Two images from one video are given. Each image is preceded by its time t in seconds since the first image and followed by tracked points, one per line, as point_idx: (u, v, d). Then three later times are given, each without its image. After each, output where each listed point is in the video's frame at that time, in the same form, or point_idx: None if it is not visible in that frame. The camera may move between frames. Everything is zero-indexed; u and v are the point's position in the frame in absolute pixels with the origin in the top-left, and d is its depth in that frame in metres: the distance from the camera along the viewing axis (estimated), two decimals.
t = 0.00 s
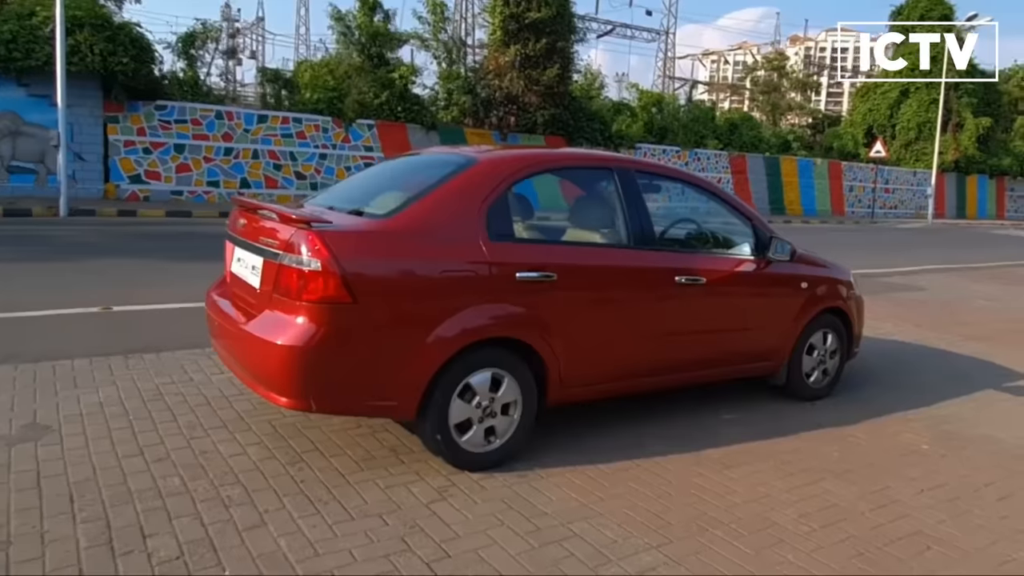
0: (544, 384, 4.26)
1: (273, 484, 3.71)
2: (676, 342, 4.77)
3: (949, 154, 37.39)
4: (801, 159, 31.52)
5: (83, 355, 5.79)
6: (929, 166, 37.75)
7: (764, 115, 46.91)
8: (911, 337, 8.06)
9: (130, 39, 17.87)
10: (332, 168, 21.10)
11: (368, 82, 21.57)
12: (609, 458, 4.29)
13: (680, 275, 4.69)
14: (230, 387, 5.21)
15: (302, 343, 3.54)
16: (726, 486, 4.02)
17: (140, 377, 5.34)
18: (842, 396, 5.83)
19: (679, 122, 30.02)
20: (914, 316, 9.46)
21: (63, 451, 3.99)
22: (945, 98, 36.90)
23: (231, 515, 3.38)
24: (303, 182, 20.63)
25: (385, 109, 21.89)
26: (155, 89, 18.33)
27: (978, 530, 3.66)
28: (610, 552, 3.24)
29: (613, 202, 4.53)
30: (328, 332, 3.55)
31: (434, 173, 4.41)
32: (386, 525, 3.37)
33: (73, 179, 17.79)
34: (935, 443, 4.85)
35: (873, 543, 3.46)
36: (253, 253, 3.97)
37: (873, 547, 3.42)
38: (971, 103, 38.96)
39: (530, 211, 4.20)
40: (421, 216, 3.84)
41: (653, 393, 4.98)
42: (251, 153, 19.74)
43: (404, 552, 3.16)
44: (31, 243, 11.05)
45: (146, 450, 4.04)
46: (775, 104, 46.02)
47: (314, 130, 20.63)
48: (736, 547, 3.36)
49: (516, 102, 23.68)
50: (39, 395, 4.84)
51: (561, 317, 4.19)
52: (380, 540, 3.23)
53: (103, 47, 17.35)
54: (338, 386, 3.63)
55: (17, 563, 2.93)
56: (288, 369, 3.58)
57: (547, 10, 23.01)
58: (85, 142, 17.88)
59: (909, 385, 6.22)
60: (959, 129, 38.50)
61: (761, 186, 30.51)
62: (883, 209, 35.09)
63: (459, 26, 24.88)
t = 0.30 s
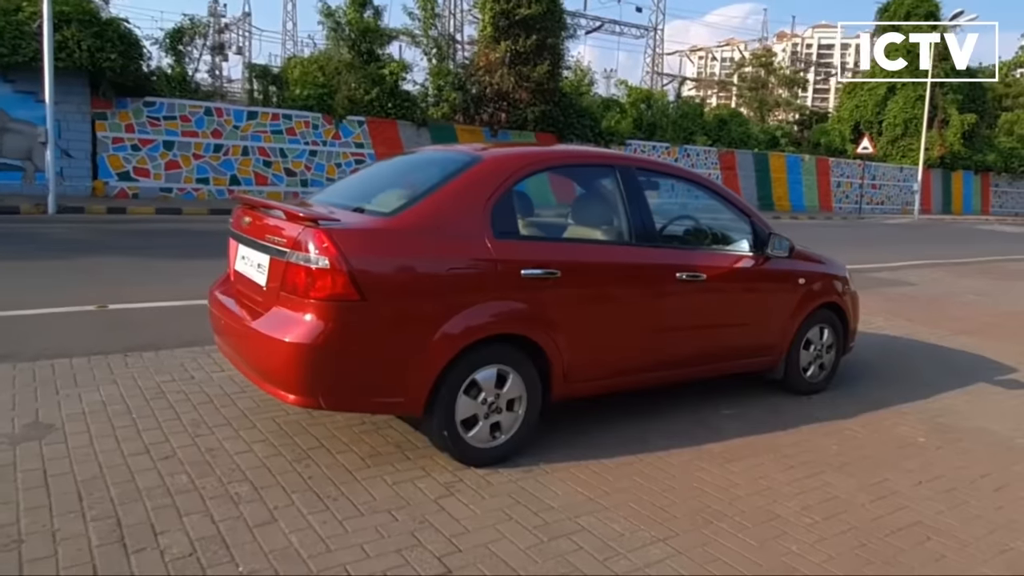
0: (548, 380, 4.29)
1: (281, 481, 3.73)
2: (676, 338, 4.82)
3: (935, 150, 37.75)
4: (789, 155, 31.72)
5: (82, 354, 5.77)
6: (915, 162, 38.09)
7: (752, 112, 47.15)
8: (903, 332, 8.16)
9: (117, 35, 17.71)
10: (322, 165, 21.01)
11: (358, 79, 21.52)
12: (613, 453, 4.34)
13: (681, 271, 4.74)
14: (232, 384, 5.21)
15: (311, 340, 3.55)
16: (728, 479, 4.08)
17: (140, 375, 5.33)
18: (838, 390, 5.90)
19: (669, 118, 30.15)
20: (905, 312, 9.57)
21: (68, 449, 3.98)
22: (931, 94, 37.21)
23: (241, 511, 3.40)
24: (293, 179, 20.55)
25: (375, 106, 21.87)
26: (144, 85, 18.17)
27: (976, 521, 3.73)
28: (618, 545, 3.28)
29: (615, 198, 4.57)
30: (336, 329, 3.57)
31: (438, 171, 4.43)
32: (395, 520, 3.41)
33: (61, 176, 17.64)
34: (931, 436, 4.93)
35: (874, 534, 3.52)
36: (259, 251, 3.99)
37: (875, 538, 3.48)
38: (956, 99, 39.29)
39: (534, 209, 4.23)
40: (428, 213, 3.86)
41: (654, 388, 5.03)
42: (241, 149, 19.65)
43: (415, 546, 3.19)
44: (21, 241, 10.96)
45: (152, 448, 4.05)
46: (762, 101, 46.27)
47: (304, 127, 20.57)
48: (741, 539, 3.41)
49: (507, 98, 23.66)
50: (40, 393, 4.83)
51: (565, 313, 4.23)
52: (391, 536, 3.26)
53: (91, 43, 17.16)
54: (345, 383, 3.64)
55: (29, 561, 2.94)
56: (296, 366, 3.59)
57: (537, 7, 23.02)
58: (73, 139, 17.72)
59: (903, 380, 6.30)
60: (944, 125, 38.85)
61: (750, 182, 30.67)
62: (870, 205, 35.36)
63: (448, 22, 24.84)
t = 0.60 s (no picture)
0: (551, 378, 4.29)
1: (284, 480, 3.71)
2: (678, 336, 4.82)
3: (923, 148, 38.02)
4: (780, 154, 31.84)
5: (78, 353, 5.71)
6: (904, 161, 38.34)
7: (742, 110, 47.33)
8: (897, 330, 8.20)
9: (107, 31, 17.55)
10: (314, 162, 20.92)
11: (350, 75, 21.44)
12: (616, 451, 4.34)
13: (682, 270, 4.74)
14: (231, 383, 5.17)
15: (315, 339, 3.52)
16: (731, 477, 4.09)
17: (137, 374, 5.28)
18: (836, 388, 5.93)
19: (660, 117, 30.23)
20: (899, 309, 9.63)
21: (67, 449, 3.94)
22: (920, 93, 37.42)
23: (246, 511, 3.38)
24: (285, 176, 20.44)
25: (367, 103, 21.82)
26: (134, 82, 18.02)
27: (978, 517, 3.76)
28: (625, 544, 3.28)
29: (617, 197, 4.57)
30: (341, 328, 3.54)
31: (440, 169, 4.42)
32: (401, 520, 3.39)
33: (50, 173, 17.48)
34: (929, 433, 4.96)
35: (878, 531, 3.53)
36: (260, 249, 3.95)
37: (880, 535, 3.49)
38: (945, 98, 39.54)
39: (537, 206, 4.22)
40: (431, 211, 3.84)
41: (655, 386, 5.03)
42: (232, 147, 19.54)
43: (422, 546, 3.17)
44: (11, 238, 10.85)
45: (153, 448, 4.01)
46: (752, 100, 46.46)
47: (295, 124, 20.50)
48: (747, 537, 3.42)
49: (499, 96, 23.60)
50: (36, 393, 4.77)
51: (569, 311, 4.22)
52: (397, 535, 3.25)
53: (80, 39, 17.00)
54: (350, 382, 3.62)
55: (33, 562, 2.90)
56: (299, 365, 3.56)
57: (530, 4, 22.99)
58: (62, 135, 17.55)
59: (900, 377, 6.34)
60: (933, 124, 39.12)
61: (741, 180, 30.77)
62: (860, 204, 35.55)
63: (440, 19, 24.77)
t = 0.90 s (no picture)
0: (554, 377, 4.23)
1: (285, 485, 3.63)
2: (679, 334, 4.78)
3: (905, 146, 38.39)
4: (765, 152, 32.00)
5: (66, 356, 5.58)
6: (887, 159, 38.69)
7: (726, 109, 47.54)
8: (890, 326, 8.23)
9: (88, 29, 17.29)
10: (299, 162, 20.72)
11: (335, 74, 21.29)
12: (619, 450, 4.29)
13: (683, 267, 4.71)
14: (225, 386, 5.08)
15: (316, 339, 3.44)
16: (737, 475, 4.05)
17: (128, 377, 5.17)
18: (835, 385, 5.93)
19: (645, 115, 30.28)
20: (890, 306, 9.67)
21: (59, 455, 3.83)
22: (902, 92, 37.74)
23: (247, 518, 3.29)
24: (270, 176, 20.25)
25: (353, 102, 21.68)
26: (116, 80, 17.76)
27: (986, 514, 3.75)
28: (636, 545, 3.23)
29: (619, 194, 4.51)
30: (342, 329, 3.46)
31: (439, 165, 4.35)
32: (407, 524, 3.32)
33: (30, 173, 17.19)
34: (930, 429, 4.96)
35: (888, 528, 3.51)
36: (257, 248, 3.86)
37: (889, 532, 3.47)
38: (926, 97, 39.92)
39: (539, 203, 4.16)
40: (433, 208, 3.77)
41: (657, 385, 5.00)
42: (216, 146, 19.33)
43: (430, 550, 3.11)
44: None
45: (148, 453, 3.92)
46: (736, 98, 46.73)
47: (281, 123, 20.31)
48: (757, 537, 3.38)
49: (486, 94, 23.51)
50: (24, 398, 4.65)
51: (572, 310, 4.17)
52: (404, 540, 3.18)
53: (61, 37, 16.73)
54: (351, 383, 3.54)
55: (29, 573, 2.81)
56: (300, 367, 3.48)
57: (516, 2, 22.92)
58: (42, 135, 17.26)
59: (897, 374, 6.34)
60: (915, 122, 39.50)
61: (726, 179, 30.89)
62: (844, 201, 35.82)
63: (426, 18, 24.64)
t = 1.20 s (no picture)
0: (556, 386, 4.17)
1: (284, 501, 3.53)
2: (678, 341, 4.75)
3: (882, 149, 38.89)
4: (745, 155, 32.24)
5: (49, 368, 5.42)
6: (864, 162, 39.18)
7: (705, 113, 47.89)
8: (879, 330, 8.29)
9: (64, 31, 16.98)
10: (281, 166, 20.51)
11: (317, 77, 21.14)
12: (622, 460, 4.25)
13: (683, 273, 4.68)
14: (216, 398, 4.95)
15: (317, 352, 3.35)
16: (740, 484, 4.02)
17: (114, 390, 5.03)
18: (829, 389, 5.93)
19: (626, 118, 30.39)
20: (876, 309, 9.75)
21: (47, 473, 3.70)
22: (879, 95, 38.26)
23: (247, 536, 3.20)
24: (250, 180, 20.02)
25: (335, 106, 21.47)
26: (93, 84, 17.55)
27: (990, 520, 3.75)
28: (646, 559, 3.19)
29: (618, 200, 4.48)
30: (344, 341, 3.37)
31: (438, 172, 4.28)
32: (413, 540, 3.25)
33: (4, 178, 16.84)
34: (927, 434, 4.97)
35: (895, 537, 3.50)
36: (253, 257, 3.77)
37: (897, 541, 3.46)
38: (901, 101, 40.51)
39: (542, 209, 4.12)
40: (435, 215, 3.70)
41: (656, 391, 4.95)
42: (195, 150, 19.09)
43: (437, 569, 3.04)
44: None
45: (140, 470, 3.80)
46: (715, 102, 47.14)
47: (261, 127, 20.08)
48: (766, 548, 3.35)
49: (469, 98, 23.45)
50: (6, 413, 4.50)
51: (574, 318, 4.11)
52: (410, 557, 3.11)
53: (36, 39, 16.40)
54: (353, 395, 3.45)
55: None
56: (299, 380, 3.39)
57: (498, 7, 22.93)
58: (16, 139, 16.91)
59: (889, 378, 6.37)
60: (890, 125, 40.08)
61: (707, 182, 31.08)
62: (822, 204, 36.20)
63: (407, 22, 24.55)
